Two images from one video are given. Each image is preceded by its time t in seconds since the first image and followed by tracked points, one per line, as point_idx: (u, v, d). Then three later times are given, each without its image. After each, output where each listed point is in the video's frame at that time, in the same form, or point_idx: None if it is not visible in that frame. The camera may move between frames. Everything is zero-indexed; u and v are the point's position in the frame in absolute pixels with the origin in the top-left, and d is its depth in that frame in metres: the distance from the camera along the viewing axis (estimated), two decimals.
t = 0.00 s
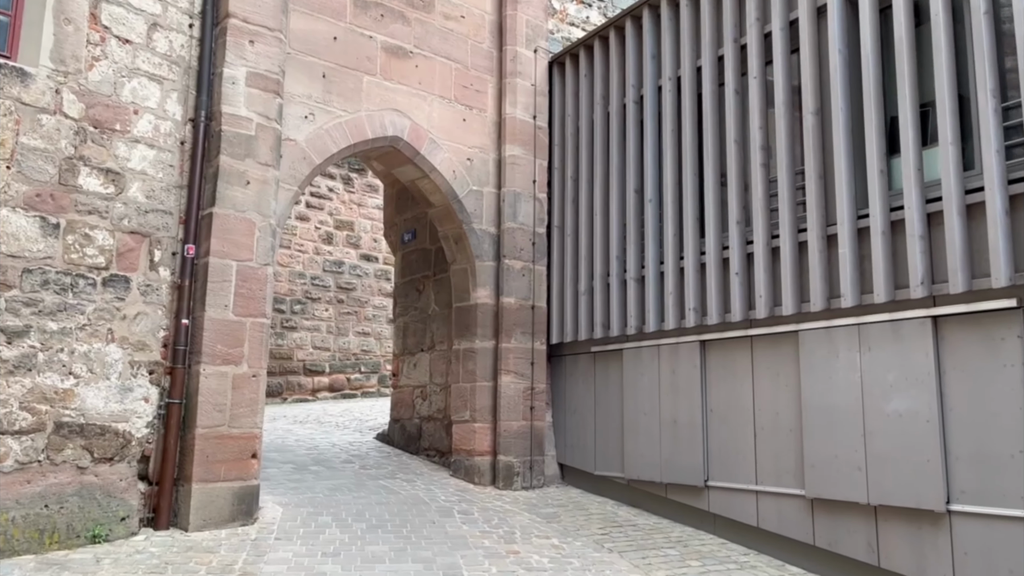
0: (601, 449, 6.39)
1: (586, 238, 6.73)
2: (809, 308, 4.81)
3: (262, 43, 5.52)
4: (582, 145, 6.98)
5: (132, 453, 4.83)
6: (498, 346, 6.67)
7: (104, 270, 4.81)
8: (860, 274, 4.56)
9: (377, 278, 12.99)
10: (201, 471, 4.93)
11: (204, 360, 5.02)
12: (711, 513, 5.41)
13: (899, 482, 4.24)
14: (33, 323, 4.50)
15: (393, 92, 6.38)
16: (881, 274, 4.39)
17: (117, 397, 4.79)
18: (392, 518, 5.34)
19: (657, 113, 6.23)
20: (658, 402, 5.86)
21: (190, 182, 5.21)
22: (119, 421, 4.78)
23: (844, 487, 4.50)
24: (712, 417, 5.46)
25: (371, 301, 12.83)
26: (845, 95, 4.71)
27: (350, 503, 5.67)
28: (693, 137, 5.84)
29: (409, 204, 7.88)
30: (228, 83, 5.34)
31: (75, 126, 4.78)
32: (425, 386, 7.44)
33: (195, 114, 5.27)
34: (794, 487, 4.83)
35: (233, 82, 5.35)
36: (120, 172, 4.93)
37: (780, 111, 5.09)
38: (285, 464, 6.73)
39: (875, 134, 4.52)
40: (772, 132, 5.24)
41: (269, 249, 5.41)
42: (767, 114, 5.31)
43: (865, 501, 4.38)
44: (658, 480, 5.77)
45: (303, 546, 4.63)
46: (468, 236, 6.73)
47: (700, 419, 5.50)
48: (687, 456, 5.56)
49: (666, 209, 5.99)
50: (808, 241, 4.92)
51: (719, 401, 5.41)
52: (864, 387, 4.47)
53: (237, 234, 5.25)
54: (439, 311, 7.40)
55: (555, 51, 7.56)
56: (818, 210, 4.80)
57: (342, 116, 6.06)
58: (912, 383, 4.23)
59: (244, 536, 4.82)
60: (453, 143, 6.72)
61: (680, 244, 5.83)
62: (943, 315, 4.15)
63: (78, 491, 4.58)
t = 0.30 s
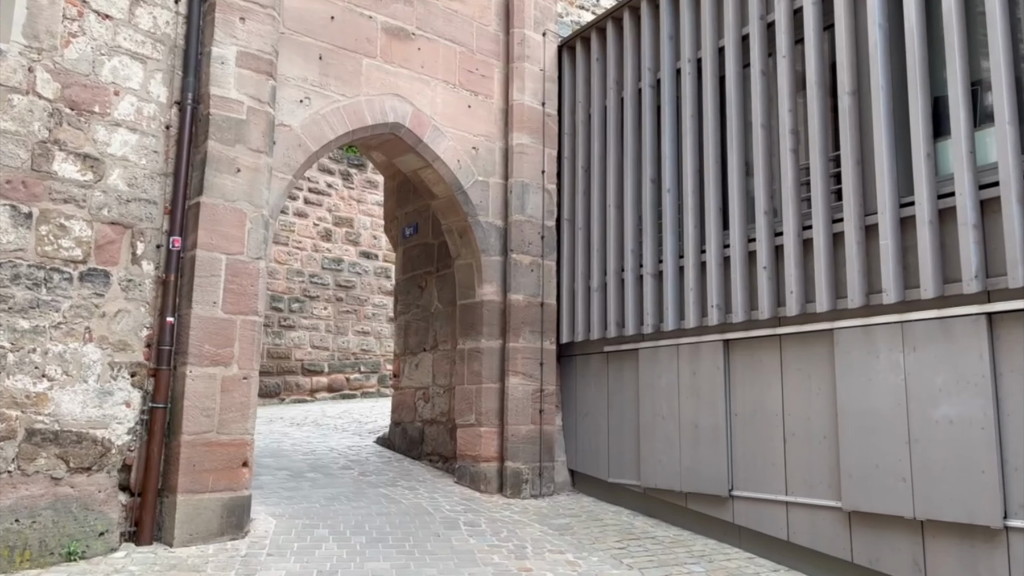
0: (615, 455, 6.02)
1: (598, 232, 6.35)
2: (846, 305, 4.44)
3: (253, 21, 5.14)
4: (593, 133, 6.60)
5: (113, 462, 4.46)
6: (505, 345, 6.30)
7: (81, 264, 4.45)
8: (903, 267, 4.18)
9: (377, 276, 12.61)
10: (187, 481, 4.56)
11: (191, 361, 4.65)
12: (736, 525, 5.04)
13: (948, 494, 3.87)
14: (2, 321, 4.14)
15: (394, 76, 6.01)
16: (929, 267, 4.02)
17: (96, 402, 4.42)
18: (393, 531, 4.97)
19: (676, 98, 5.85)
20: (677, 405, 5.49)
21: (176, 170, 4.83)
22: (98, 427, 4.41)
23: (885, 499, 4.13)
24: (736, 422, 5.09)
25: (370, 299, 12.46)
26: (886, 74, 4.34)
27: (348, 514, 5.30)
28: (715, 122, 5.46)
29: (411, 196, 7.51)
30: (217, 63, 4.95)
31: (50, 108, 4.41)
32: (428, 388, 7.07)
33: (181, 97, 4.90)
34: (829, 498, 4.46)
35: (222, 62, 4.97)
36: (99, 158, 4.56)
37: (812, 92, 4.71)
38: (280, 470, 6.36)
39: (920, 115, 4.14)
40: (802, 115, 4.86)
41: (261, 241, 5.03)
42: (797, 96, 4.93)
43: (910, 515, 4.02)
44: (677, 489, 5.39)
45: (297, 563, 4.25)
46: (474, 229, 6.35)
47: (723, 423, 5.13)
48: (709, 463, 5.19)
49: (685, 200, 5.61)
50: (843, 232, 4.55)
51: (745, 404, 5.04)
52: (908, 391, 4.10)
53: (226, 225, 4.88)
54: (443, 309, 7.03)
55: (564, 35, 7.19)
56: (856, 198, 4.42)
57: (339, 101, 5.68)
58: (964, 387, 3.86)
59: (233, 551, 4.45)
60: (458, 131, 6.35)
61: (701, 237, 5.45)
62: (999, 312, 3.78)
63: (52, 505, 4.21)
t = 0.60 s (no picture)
0: (633, 464, 5.63)
1: (614, 226, 5.96)
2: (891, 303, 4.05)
3: None
4: (607, 122, 6.21)
5: (89, 476, 4.10)
6: (515, 347, 5.91)
7: (53, 260, 4.09)
8: (957, 261, 3.80)
9: (380, 275, 12.23)
10: (171, 496, 4.18)
11: (175, 366, 4.27)
12: (766, 542, 4.65)
13: (1012, 513, 3.49)
14: None
15: (395, 60, 5.63)
16: (988, 261, 3.64)
17: (70, 411, 4.06)
18: (395, 548, 4.59)
19: (697, 81, 5.45)
20: (700, 411, 5.10)
21: (159, 158, 4.45)
22: (73, 438, 4.05)
23: (938, 517, 3.75)
24: (766, 430, 4.71)
25: (373, 299, 12.08)
26: (936, 50, 3.95)
27: (347, 529, 4.91)
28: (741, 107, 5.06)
29: (414, 190, 7.13)
30: (204, 43, 4.57)
31: (19, 90, 4.06)
32: (433, 392, 6.69)
33: (165, 79, 4.52)
34: (873, 514, 4.07)
35: (209, 41, 4.59)
36: (73, 145, 4.19)
37: (852, 71, 4.32)
38: (276, 480, 5.98)
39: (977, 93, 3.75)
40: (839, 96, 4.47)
41: (252, 236, 4.64)
42: (833, 76, 4.53)
43: (967, 535, 3.63)
44: (701, 502, 5.01)
45: None
46: (481, 223, 5.97)
47: (752, 431, 4.74)
48: (736, 475, 4.81)
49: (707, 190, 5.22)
50: (887, 223, 4.15)
51: (775, 411, 4.65)
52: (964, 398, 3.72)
53: (214, 218, 4.49)
54: (448, 308, 6.65)
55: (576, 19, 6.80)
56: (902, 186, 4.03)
57: (337, 85, 5.30)
58: None
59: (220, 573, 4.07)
60: (463, 119, 5.97)
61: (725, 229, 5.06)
62: None
63: (21, 523, 3.86)
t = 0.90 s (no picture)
0: (654, 477, 5.26)
1: (632, 222, 5.58)
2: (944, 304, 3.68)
3: None
4: (624, 111, 5.83)
5: (64, 495, 3.76)
6: (527, 351, 5.55)
7: (24, 259, 3.75)
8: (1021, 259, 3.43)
9: (386, 275, 11.88)
10: (154, 517, 3.83)
11: (159, 374, 3.92)
12: (802, 565, 4.28)
13: None
14: None
15: (399, 45, 5.27)
16: None
17: (44, 424, 3.73)
18: (399, 572, 4.22)
19: (722, 66, 5.08)
20: (727, 421, 4.73)
21: (143, 149, 4.10)
22: (46, 454, 3.72)
23: (1002, 543, 3.38)
24: (801, 442, 4.34)
25: (380, 300, 11.73)
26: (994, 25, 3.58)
27: (348, 549, 4.55)
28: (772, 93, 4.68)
29: (420, 185, 6.77)
30: (190, 24, 4.21)
31: None
32: (441, 398, 6.33)
33: (149, 64, 4.17)
34: (924, 538, 3.70)
35: (196, 22, 4.23)
36: (47, 134, 3.85)
37: (897, 50, 3.94)
38: (274, 493, 5.62)
39: None
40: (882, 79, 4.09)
41: (243, 233, 4.29)
42: (875, 56, 4.15)
43: None
44: (729, 519, 4.64)
45: None
46: (490, 219, 5.61)
47: (786, 443, 4.37)
48: (768, 490, 4.43)
49: (734, 183, 4.84)
50: (939, 217, 3.77)
51: (811, 422, 4.28)
52: None
53: (201, 214, 4.14)
54: (455, 310, 6.29)
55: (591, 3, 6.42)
56: (956, 175, 3.65)
57: (336, 72, 4.95)
58: None
59: None
60: (472, 108, 5.60)
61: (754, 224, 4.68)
62: None
63: None
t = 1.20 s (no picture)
0: (671, 489, 4.89)
1: (645, 216, 5.21)
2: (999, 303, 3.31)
3: None
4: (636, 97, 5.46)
5: (24, 514, 3.44)
6: (534, 354, 5.18)
7: None
8: None
9: (391, 275, 11.54)
10: (123, 538, 3.49)
11: (129, 381, 3.57)
12: None
13: None
14: None
15: (395, 26, 4.92)
16: None
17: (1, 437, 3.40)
18: None
19: (743, 45, 4.69)
20: (751, 430, 4.36)
21: (112, 135, 3.76)
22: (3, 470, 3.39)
23: None
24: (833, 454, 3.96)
25: (384, 300, 11.39)
26: None
27: (341, 569, 4.20)
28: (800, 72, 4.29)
29: (421, 178, 6.42)
30: None
31: None
32: (443, 403, 5.98)
33: (120, 42, 3.83)
34: (975, 563, 3.33)
35: None
36: (5, 118, 3.52)
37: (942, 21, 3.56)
38: (265, 505, 5.27)
39: None
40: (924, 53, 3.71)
41: (223, 227, 3.94)
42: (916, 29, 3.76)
43: None
44: (754, 537, 4.27)
45: None
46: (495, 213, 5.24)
47: (816, 455, 3.99)
48: (797, 506, 4.06)
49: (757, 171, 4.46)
50: (991, 205, 3.40)
51: (845, 432, 3.90)
52: None
53: (177, 206, 3.79)
54: (458, 310, 5.93)
55: None
56: (1012, 159, 3.28)
57: (326, 54, 4.59)
58: None
59: None
60: (474, 94, 5.24)
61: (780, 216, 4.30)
62: None
63: None
